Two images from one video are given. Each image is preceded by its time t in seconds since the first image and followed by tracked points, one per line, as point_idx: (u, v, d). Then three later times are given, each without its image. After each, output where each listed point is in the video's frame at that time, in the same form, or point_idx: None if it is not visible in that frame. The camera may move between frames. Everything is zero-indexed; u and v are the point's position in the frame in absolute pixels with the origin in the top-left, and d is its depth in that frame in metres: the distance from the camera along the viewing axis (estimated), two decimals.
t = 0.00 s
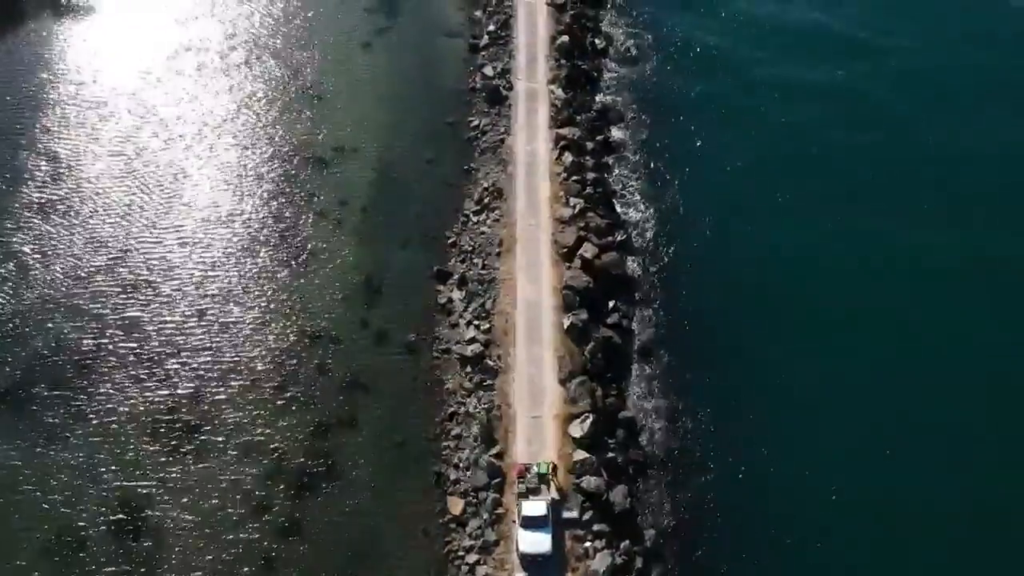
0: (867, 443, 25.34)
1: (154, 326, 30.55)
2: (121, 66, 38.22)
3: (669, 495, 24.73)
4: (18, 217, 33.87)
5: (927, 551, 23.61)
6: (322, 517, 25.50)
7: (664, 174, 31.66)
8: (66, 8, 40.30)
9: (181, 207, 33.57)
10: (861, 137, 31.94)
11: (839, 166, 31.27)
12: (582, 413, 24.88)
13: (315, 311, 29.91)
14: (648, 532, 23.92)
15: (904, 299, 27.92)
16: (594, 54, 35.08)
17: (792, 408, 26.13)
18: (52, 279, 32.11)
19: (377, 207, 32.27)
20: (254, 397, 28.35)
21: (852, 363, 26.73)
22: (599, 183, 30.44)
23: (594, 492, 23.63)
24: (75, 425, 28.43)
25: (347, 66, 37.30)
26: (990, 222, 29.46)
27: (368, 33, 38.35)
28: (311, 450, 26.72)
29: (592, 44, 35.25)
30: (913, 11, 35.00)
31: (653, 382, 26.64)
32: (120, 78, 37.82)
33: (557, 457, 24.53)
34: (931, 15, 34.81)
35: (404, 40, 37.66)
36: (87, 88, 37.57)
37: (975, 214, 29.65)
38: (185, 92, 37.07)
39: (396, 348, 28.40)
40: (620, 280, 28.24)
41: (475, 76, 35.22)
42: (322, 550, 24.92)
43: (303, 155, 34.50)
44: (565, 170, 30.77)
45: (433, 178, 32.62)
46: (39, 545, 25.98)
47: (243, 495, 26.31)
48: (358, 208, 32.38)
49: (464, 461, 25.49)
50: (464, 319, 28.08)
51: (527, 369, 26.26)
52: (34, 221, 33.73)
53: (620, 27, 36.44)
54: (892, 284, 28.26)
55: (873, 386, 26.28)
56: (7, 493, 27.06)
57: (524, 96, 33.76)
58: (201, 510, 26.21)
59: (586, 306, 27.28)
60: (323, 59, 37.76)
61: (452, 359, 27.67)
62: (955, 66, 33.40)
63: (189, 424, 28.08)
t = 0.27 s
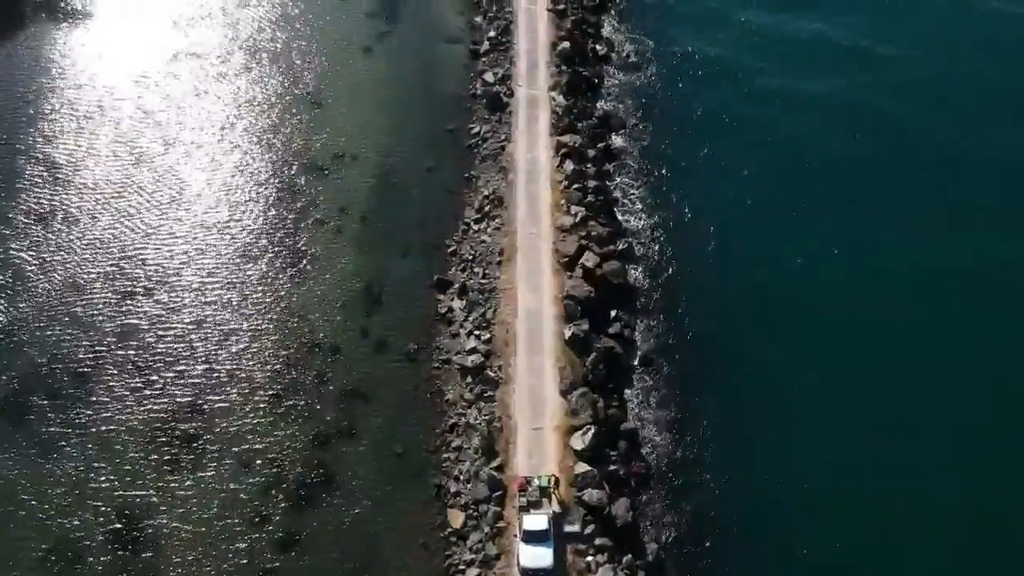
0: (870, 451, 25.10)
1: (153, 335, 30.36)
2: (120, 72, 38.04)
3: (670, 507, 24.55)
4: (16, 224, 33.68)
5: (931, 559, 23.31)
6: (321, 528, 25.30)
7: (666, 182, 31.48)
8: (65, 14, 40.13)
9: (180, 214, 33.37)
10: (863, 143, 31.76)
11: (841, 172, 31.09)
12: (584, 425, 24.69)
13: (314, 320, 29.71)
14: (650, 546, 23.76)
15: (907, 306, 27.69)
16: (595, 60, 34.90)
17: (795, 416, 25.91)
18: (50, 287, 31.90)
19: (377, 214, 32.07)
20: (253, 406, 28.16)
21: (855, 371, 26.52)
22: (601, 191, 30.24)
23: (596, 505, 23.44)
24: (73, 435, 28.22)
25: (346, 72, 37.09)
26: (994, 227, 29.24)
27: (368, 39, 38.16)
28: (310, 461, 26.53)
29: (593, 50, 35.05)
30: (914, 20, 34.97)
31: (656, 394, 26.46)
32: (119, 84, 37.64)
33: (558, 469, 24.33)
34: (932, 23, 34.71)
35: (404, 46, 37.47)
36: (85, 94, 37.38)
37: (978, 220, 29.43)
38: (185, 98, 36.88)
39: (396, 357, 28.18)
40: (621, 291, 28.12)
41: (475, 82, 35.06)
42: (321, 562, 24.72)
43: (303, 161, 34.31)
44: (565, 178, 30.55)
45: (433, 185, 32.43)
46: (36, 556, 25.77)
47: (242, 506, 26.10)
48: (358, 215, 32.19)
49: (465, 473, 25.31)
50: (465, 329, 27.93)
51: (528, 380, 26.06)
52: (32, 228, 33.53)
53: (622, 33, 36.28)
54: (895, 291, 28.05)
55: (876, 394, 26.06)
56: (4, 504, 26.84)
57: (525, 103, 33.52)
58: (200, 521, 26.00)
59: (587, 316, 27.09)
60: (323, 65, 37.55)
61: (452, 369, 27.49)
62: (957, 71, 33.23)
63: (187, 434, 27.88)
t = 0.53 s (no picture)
0: (872, 461, 25.02)
1: (151, 344, 30.13)
2: (119, 78, 37.81)
3: (673, 520, 24.36)
4: (14, 232, 33.45)
5: (934, 570, 23.27)
6: (321, 540, 25.08)
7: (668, 189, 31.26)
8: (63, 19, 39.86)
9: (178, 222, 33.16)
10: (865, 149, 31.62)
11: (843, 178, 30.92)
12: (586, 437, 24.43)
13: (313, 329, 29.48)
14: (652, 559, 23.59)
15: (910, 313, 27.55)
16: (597, 66, 34.65)
17: (797, 425, 25.81)
18: (47, 295, 31.66)
19: (377, 222, 31.84)
20: (252, 416, 27.93)
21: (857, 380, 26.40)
22: (602, 199, 30.00)
23: (598, 519, 23.24)
24: (71, 445, 27.98)
25: (346, 77, 36.88)
26: (997, 233, 29.07)
27: (368, 44, 37.93)
28: (310, 472, 26.31)
29: (594, 56, 34.80)
30: (917, 26, 34.77)
31: (658, 405, 26.21)
32: (117, 90, 37.43)
33: (560, 482, 24.12)
34: (936, 29, 34.51)
35: (404, 52, 37.26)
36: (83, 100, 37.16)
37: (982, 226, 29.27)
38: (184, 105, 36.66)
39: (396, 367, 27.96)
40: (623, 300, 27.87)
41: (476, 89, 34.84)
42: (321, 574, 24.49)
43: (303, 168, 34.09)
44: (566, 186, 30.31)
45: (433, 193, 32.19)
46: (33, 568, 25.51)
47: (241, 517, 25.87)
48: (358, 223, 31.95)
49: (465, 485, 25.10)
50: (465, 339, 27.70)
51: (529, 391, 25.81)
52: (30, 236, 33.30)
53: (623, 39, 36.04)
54: (898, 298, 27.89)
55: (878, 403, 25.95)
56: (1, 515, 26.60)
57: (526, 109, 33.27)
58: (198, 533, 25.76)
59: (589, 326, 26.86)
60: (323, 71, 37.33)
61: (453, 380, 27.27)
62: (960, 78, 33.05)
63: (186, 444, 27.65)
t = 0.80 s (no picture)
0: (876, 470, 24.88)
1: (149, 352, 29.93)
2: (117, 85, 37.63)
3: (676, 533, 24.14)
4: (11, 239, 33.24)
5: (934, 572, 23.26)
6: (321, 552, 24.87)
7: (670, 196, 31.10)
8: (61, 25, 39.65)
9: (177, 229, 32.98)
10: (868, 154, 31.46)
11: (846, 184, 30.76)
12: (587, 449, 24.24)
13: (312, 338, 29.28)
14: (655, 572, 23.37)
15: (912, 319, 27.41)
16: (598, 73, 34.49)
17: (799, 434, 25.67)
18: (45, 303, 31.44)
19: (377, 229, 31.65)
20: (251, 426, 27.73)
21: (860, 388, 26.27)
22: (604, 207, 29.81)
23: (600, 532, 23.04)
24: (69, 455, 27.77)
25: (346, 84, 36.71)
26: (999, 239, 28.96)
27: (368, 51, 37.75)
28: (310, 484, 26.12)
29: (595, 62, 34.63)
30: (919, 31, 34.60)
31: (660, 416, 25.98)
32: (116, 95, 37.26)
33: (561, 494, 23.92)
34: (938, 34, 34.35)
35: (404, 58, 37.09)
36: (82, 106, 36.98)
37: (981, 231, 29.20)
38: (183, 111, 36.46)
39: (396, 378, 27.76)
40: (625, 309, 27.66)
41: (476, 95, 34.68)
42: None
43: (302, 175, 33.90)
44: (568, 194, 30.12)
45: (434, 201, 32.01)
46: None
47: (240, 528, 25.66)
48: (357, 231, 31.76)
49: (466, 498, 24.92)
50: (466, 350, 27.53)
51: (530, 402, 25.60)
52: (28, 243, 33.09)
53: (624, 45, 35.88)
54: (900, 305, 27.75)
55: (880, 411, 25.81)
56: None
57: (526, 116, 33.02)
58: (197, 544, 25.56)
59: (591, 336, 26.65)
60: (323, 77, 37.15)
61: (453, 391, 27.07)
62: (963, 82, 32.91)
63: (185, 454, 27.45)
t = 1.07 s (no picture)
0: (879, 477, 24.69)
1: (148, 361, 29.71)
2: (115, 91, 37.43)
3: (678, 545, 23.90)
4: (9, 247, 33.03)
5: None
6: (320, 565, 24.63)
7: (671, 204, 30.90)
8: (59, 30, 39.44)
9: (176, 236, 32.77)
10: (869, 159, 31.29)
11: (847, 190, 30.60)
12: (589, 461, 24.14)
13: (312, 347, 29.05)
14: None
15: (915, 325, 27.22)
16: (598, 79, 34.31)
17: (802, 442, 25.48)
18: (43, 311, 31.22)
19: (376, 237, 31.44)
20: (249, 436, 27.50)
21: (862, 395, 26.08)
22: (606, 215, 29.62)
23: (602, 546, 22.86)
24: (67, 466, 27.55)
25: (345, 89, 36.48)
26: (1003, 241, 28.73)
27: (367, 57, 37.52)
28: (309, 495, 25.89)
29: (596, 68, 34.48)
30: (921, 33, 34.34)
31: (662, 427, 25.79)
32: (115, 101, 37.05)
33: (563, 507, 23.75)
34: (941, 37, 34.05)
35: (403, 63, 36.87)
36: (80, 112, 36.76)
37: (984, 234, 28.98)
38: (182, 117, 36.25)
39: (396, 388, 27.53)
40: (627, 319, 27.47)
41: (477, 102, 34.47)
42: None
43: (301, 182, 33.68)
44: (569, 202, 29.94)
45: (434, 209, 31.77)
46: None
47: (239, 541, 25.42)
48: (357, 238, 31.54)
49: (466, 511, 24.70)
50: (466, 360, 27.33)
51: (531, 413, 25.40)
52: (26, 251, 32.87)
53: (625, 51, 35.69)
54: (902, 310, 27.55)
55: (882, 417, 25.65)
56: None
57: (527, 123, 32.84)
58: (196, 556, 25.32)
59: (592, 346, 26.47)
60: (322, 82, 36.92)
61: (454, 401, 26.85)
62: (966, 84, 32.67)
63: (183, 465, 27.21)
